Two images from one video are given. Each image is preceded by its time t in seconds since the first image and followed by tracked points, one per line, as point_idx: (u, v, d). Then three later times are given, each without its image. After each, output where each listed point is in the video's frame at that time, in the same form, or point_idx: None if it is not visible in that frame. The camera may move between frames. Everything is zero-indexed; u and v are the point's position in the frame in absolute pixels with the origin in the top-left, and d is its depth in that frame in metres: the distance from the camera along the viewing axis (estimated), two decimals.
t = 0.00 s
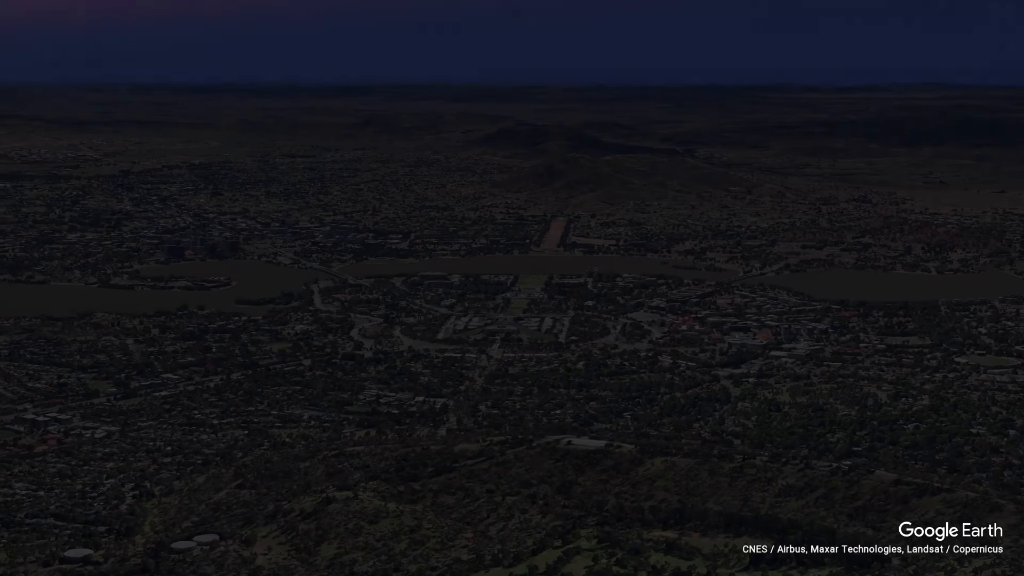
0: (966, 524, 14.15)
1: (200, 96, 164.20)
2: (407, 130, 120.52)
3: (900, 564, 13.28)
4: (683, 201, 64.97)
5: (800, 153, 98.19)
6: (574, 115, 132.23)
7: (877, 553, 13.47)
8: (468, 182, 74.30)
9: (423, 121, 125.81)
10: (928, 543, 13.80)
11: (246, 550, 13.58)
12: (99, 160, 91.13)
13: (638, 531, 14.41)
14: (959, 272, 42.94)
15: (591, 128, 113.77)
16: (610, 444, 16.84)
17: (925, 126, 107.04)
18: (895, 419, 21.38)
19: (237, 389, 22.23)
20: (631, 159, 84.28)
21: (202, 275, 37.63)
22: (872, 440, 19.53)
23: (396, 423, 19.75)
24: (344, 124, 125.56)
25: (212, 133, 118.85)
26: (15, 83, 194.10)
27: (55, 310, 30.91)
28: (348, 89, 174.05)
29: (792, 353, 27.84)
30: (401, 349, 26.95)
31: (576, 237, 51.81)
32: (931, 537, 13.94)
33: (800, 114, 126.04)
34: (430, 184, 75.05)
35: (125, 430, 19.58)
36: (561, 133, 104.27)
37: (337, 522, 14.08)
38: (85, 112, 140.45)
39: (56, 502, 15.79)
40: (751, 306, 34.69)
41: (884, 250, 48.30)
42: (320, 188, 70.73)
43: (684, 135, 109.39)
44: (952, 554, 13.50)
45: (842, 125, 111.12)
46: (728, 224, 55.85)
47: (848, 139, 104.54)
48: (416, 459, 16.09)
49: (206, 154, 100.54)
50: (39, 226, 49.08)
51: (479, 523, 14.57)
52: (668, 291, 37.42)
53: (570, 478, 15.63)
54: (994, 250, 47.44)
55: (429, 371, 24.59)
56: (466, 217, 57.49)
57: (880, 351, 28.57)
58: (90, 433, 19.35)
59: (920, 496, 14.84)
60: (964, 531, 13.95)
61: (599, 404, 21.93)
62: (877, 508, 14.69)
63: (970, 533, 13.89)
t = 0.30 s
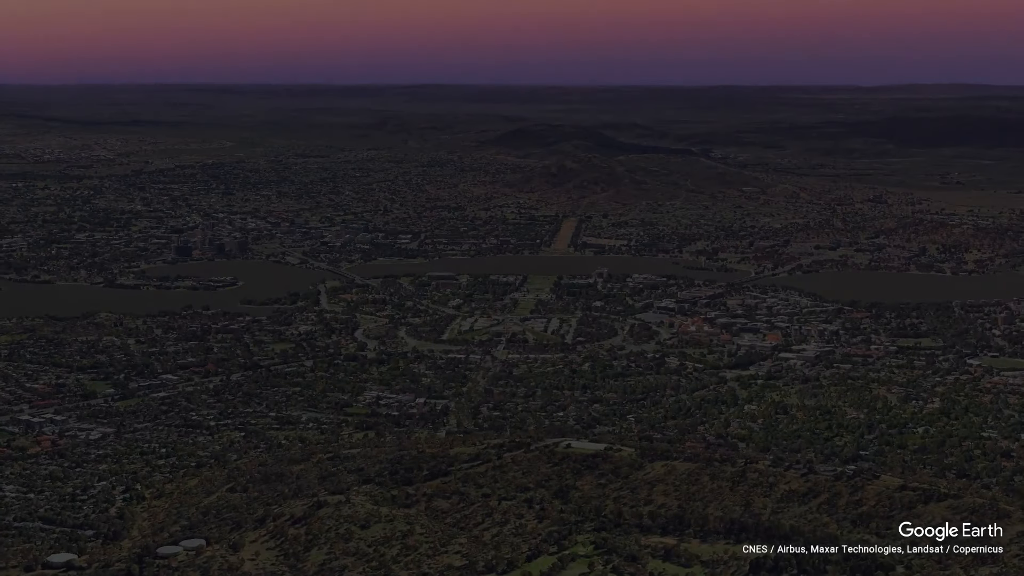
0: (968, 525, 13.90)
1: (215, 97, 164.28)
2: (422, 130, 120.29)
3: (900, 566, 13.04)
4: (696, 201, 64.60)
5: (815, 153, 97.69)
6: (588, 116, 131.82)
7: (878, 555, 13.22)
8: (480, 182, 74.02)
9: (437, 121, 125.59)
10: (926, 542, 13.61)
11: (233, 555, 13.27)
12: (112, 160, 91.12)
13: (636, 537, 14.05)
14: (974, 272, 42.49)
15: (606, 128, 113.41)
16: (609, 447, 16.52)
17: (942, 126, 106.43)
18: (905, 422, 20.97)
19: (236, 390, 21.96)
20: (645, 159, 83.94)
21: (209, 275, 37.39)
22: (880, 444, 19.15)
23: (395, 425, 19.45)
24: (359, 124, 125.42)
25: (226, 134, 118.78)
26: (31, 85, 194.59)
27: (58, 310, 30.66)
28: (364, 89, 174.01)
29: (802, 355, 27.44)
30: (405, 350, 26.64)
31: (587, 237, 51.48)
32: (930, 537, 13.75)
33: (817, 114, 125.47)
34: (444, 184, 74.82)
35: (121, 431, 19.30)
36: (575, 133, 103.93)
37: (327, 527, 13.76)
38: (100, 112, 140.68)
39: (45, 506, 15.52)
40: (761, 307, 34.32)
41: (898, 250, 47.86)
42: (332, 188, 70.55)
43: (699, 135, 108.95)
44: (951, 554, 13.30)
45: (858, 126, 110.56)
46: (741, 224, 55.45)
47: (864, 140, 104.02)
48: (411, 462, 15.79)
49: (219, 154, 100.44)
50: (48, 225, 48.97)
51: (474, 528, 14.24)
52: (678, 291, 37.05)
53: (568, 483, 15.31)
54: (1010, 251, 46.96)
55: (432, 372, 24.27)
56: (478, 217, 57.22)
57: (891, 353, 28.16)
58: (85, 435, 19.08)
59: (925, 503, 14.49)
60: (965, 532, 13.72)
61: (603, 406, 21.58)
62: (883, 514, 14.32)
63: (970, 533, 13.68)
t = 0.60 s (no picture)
0: (970, 528, 13.69)
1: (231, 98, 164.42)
2: (437, 130, 120.08)
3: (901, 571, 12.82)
4: (710, 201, 64.14)
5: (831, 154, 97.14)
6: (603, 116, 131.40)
7: (878, 560, 12.96)
8: (493, 182, 73.71)
9: (451, 121, 125.29)
10: (926, 542, 13.45)
11: (218, 561, 12.98)
12: (126, 160, 91.13)
13: (632, 543, 13.71)
14: (989, 273, 41.98)
15: (621, 129, 112.98)
16: (608, 451, 16.17)
17: (960, 126, 105.72)
18: (914, 425, 20.55)
19: (235, 391, 21.67)
20: (659, 159, 83.53)
21: (215, 275, 37.14)
22: (888, 449, 18.74)
23: (393, 427, 19.11)
24: (373, 125, 125.23)
25: (240, 134, 118.73)
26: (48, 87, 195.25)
27: (61, 310, 30.43)
28: (379, 90, 173.93)
29: (811, 357, 27.03)
30: (408, 351, 26.33)
31: (599, 238, 51.10)
32: (929, 537, 13.59)
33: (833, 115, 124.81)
34: (457, 184, 74.52)
35: (116, 432, 19.05)
36: (589, 133, 103.54)
37: (315, 534, 13.45)
38: (116, 112, 140.83)
39: (33, 509, 15.27)
40: (772, 307, 33.92)
41: (913, 251, 47.36)
42: (344, 189, 70.36)
43: (715, 135, 108.45)
44: (952, 554, 13.15)
45: (875, 126, 109.93)
46: (755, 225, 55.00)
47: (880, 141, 103.45)
48: (404, 466, 15.46)
49: (233, 155, 100.34)
50: (57, 225, 48.87)
51: (466, 532, 13.91)
52: (689, 292, 36.64)
53: (563, 487, 14.97)
54: None
55: (434, 373, 23.95)
56: (490, 217, 56.91)
57: (903, 355, 27.72)
58: (79, 436, 18.83)
59: (930, 510, 14.16)
60: (966, 532, 13.54)
61: (606, 407, 21.23)
62: (888, 520, 13.95)
63: (969, 533, 13.54)
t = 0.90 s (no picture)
0: (972, 532, 13.43)
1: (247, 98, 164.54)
2: (451, 130, 119.86)
3: (901, 572, 12.61)
4: (724, 201, 63.71)
5: (847, 154, 96.57)
6: (617, 117, 131.06)
7: (880, 565, 12.70)
8: (506, 182, 73.42)
9: (466, 121, 125.06)
10: (926, 542, 13.26)
11: (203, 567, 12.69)
12: (139, 160, 91.14)
13: (629, 549, 13.36)
14: (1004, 274, 41.49)
15: (636, 129, 112.57)
16: (606, 454, 15.83)
17: (977, 126, 105.05)
18: (923, 429, 20.14)
19: (233, 393, 21.40)
20: (673, 159, 83.13)
21: (221, 275, 36.92)
22: (894, 454, 18.35)
23: (390, 430, 18.79)
24: (387, 125, 125.05)
25: (254, 134, 118.70)
26: (65, 88, 195.88)
27: (64, 310, 30.19)
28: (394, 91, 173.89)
29: (820, 359, 26.61)
30: (412, 351, 26.03)
31: (610, 238, 50.74)
32: (930, 537, 13.40)
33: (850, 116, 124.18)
34: (469, 183, 74.25)
35: (110, 434, 18.81)
36: (603, 133, 103.14)
37: (302, 540, 13.14)
38: (131, 113, 141.03)
39: (19, 511, 15.01)
40: (782, 309, 33.50)
41: (927, 252, 46.89)
42: (355, 189, 70.16)
43: (730, 135, 107.97)
44: (952, 555, 12.96)
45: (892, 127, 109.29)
46: (769, 225, 54.57)
47: (895, 141, 102.79)
48: (398, 469, 15.15)
49: (247, 155, 100.26)
50: (67, 225, 48.74)
51: (458, 537, 13.58)
52: (699, 292, 36.26)
53: (559, 492, 14.64)
54: None
55: (437, 374, 23.64)
56: (502, 217, 56.62)
57: (914, 356, 27.30)
58: (73, 438, 18.60)
59: (935, 516, 13.82)
60: (968, 535, 13.31)
61: (608, 409, 20.88)
62: (891, 527, 13.59)
63: (969, 533, 13.37)
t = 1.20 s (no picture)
0: (974, 537, 13.14)
1: (262, 98, 164.55)
2: (465, 130, 119.60)
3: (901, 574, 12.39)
4: (737, 201, 63.25)
5: (863, 154, 95.98)
6: (632, 117, 130.66)
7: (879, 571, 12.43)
8: (518, 182, 73.12)
9: (481, 121, 124.81)
10: (926, 542, 13.04)
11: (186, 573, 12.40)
12: (152, 160, 91.07)
13: (623, 556, 13.02)
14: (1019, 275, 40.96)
15: (650, 129, 112.14)
16: (604, 457, 15.50)
17: (994, 127, 104.35)
18: (931, 432, 19.73)
19: (230, 394, 21.13)
20: (686, 159, 82.72)
21: (227, 275, 36.68)
22: (900, 458, 17.98)
23: (387, 432, 18.48)
24: (401, 125, 124.81)
25: (267, 134, 118.64)
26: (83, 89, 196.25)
27: (67, 310, 29.96)
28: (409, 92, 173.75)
29: (829, 360, 26.21)
30: (414, 351, 25.71)
31: (621, 238, 50.34)
32: (930, 537, 13.19)
33: (866, 117, 123.45)
34: (482, 183, 73.92)
35: (104, 436, 18.59)
36: (617, 132, 102.75)
37: (289, 546, 12.85)
38: (146, 113, 141.12)
39: (5, 515, 14.76)
40: (792, 310, 33.09)
41: (942, 252, 46.37)
42: (367, 189, 69.94)
43: (744, 135, 107.45)
44: (953, 554, 12.78)
45: (909, 128, 108.62)
46: (781, 225, 54.14)
47: (912, 141, 102.19)
48: (391, 472, 14.85)
49: (260, 154, 100.14)
50: (75, 224, 48.59)
51: (450, 542, 13.25)
52: (708, 292, 35.86)
53: (554, 496, 14.32)
54: None
55: (438, 375, 23.30)
56: (513, 217, 56.27)
57: (925, 358, 26.86)
58: (67, 439, 18.38)
59: (939, 522, 13.46)
60: (969, 539, 13.05)
61: (610, 411, 20.52)
62: (892, 535, 13.22)
63: (968, 533, 13.21)
